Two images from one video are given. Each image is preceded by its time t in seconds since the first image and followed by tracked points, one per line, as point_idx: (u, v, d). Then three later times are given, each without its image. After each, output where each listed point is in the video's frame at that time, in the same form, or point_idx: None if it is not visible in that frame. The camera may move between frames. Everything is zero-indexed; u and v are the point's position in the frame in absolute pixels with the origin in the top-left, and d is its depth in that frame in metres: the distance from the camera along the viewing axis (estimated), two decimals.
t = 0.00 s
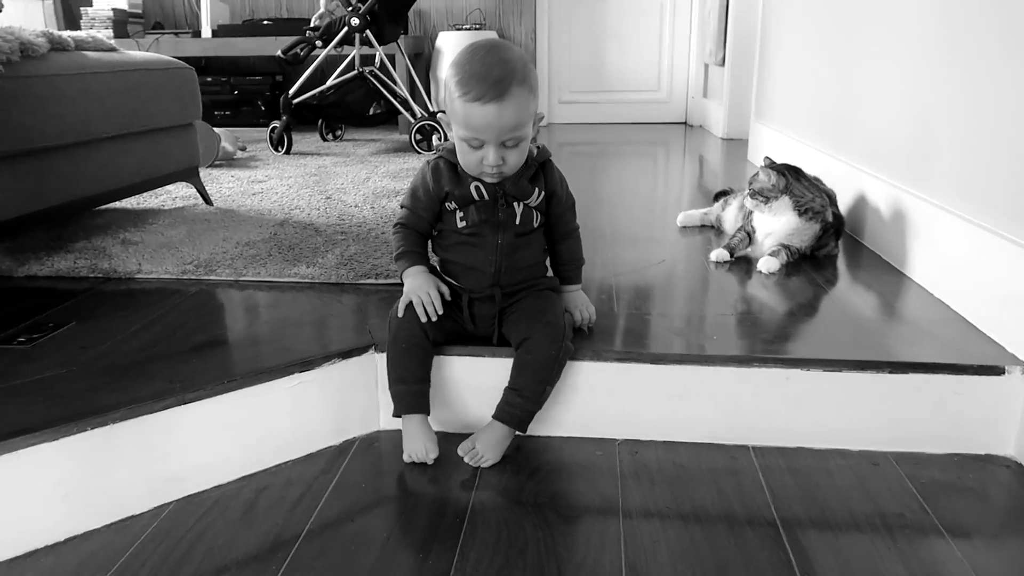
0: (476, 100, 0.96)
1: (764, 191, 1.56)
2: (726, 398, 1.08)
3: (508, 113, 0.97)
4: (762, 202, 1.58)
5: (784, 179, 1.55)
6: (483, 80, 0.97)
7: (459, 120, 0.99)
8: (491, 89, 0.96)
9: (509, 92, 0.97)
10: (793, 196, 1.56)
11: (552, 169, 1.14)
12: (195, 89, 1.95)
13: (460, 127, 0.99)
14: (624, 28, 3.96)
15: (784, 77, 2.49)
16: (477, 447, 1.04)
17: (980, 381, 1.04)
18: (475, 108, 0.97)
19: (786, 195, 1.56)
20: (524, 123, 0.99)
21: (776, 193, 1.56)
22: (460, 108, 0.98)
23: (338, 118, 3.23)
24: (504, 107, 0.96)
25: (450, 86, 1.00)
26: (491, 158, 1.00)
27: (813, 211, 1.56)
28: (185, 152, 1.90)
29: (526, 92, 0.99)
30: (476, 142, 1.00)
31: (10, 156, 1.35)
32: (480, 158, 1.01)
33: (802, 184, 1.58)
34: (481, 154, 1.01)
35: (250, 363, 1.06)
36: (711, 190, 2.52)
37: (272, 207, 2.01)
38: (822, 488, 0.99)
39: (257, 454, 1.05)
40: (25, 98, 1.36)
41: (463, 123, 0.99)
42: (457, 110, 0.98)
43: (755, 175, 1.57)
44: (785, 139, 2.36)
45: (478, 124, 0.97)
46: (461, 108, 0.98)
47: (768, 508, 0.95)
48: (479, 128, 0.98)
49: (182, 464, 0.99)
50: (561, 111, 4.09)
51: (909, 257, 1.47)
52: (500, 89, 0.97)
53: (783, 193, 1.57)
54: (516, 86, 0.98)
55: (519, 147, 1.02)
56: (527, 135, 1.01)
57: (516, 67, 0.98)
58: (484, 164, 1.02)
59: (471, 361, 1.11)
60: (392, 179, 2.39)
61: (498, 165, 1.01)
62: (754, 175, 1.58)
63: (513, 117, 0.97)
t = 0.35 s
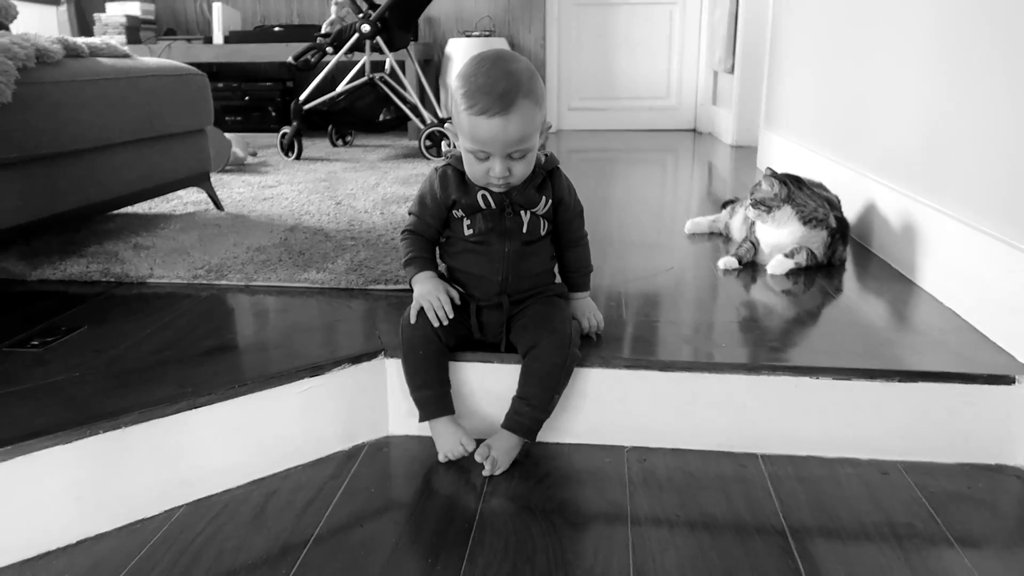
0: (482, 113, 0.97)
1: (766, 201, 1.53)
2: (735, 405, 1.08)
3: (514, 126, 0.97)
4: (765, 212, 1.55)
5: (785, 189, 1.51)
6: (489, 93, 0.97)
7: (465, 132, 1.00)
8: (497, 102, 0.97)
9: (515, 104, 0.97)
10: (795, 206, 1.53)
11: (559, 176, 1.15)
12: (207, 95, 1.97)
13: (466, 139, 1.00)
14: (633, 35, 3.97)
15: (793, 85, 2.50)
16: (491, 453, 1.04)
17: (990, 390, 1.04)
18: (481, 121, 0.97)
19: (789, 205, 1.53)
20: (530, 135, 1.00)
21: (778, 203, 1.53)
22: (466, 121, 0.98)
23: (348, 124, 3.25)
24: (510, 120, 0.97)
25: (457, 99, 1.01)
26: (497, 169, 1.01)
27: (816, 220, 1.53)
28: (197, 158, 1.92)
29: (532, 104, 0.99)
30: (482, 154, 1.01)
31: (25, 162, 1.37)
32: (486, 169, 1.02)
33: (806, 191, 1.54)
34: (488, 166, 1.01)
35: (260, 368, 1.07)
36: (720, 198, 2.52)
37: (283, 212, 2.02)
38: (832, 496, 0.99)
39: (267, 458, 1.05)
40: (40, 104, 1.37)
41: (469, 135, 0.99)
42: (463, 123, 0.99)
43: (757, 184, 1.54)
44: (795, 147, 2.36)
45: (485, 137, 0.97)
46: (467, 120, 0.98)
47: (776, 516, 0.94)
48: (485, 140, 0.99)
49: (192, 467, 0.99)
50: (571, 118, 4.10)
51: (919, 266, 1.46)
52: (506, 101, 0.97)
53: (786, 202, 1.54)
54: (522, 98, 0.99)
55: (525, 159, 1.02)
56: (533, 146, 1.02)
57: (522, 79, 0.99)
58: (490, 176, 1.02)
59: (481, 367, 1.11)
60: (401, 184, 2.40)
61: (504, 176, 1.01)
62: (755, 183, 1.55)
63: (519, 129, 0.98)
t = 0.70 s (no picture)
0: (498, 116, 0.97)
1: (779, 210, 1.50)
2: (746, 413, 1.08)
3: (529, 129, 0.98)
4: (777, 220, 1.52)
5: (801, 201, 1.48)
6: (504, 96, 0.97)
7: (480, 135, 1.00)
8: (512, 105, 0.97)
9: (531, 108, 0.97)
10: (807, 219, 1.50)
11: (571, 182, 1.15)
12: (221, 100, 1.98)
13: (481, 142, 1.00)
14: (644, 41, 3.97)
15: (805, 91, 2.49)
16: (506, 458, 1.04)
17: (1004, 400, 1.03)
18: (496, 124, 0.97)
19: (801, 216, 1.49)
20: (544, 139, 1.00)
21: (791, 214, 1.50)
22: (482, 124, 0.99)
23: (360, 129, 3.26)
24: (525, 123, 0.97)
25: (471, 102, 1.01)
26: (512, 172, 1.01)
27: (825, 238, 1.51)
28: (209, 162, 1.93)
29: (547, 108, 0.99)
30: (497, 157, 1.01)
31: (40, 166, 1.38)
32: (501, 173, 1.02)
33: (819, 205, 1.51)
34: (502, 169, 1.02)
35: (270, 373, 1.07)
36: (731, 203, 2.51)
37: (294, 216, 2.02)
38: (844, 505, 0.98)
39: (278, 463, 1.05)
40: (56, 109, 1.38)
41: (484, 138, 0.99)
42: (478, 125, 0.99)
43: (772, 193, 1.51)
44: (807, 152, 2.36)
45: (501, 139, 0.98)
46: (482, 123, 0.98)
47: (788, 525, 0.94)
48: (500, 143, 0.99)
49: (203, 471, 1.00)
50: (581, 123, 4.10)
51: (933, 274, 1.45)
52: (521, 105, 0.97)
53: (798, 213, 1.51)
54: (537, 101, 0.99)
55: (539, 162, 1.02)
56: (547, 150, 1.02)
57: (537, 82, 0.99)
58: (505, 179, 1.02)
59: (491, 373, 1.12)
60: (412, 190, 2.41)
61: (519, 179, 1.02)
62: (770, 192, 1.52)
63: (534, 133, 0.98)
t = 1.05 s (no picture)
0: (518, 98, 1.02)
1: (788, 216, 1.48)
2: (755, 420, 1.07)
3: (546, 108, 1.03)
4: (785, 226, 1.50)
5: (810, 206, 1.46)
6: (519, 81, 1.03)
7: (499, 122, 1.04)
8: (528, 88, 1.03)
9: (545, 89, 1.03)
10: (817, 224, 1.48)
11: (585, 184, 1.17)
12: (231, 104, 1.98)
13: (500, 128, 1.04)
14: (653, 46, 3.97)
15: (814, 97, 2.49)
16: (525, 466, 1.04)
17: (1016, 408, 1.02)
18: (515, 106, 1.02)
19: (811, 222, 1.47)
20: (560, 120, 1.05)
21: (801, 219, 1.48)
22: (501, 110, 1.03)
23: (368, 133, 3.27)
24: (544, 103, 1.03)
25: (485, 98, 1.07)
26: (533, 156, 1.05)
27: (831, 245, 1.50)
28: (219, 166, 1.93)
29: (560, 92, 1.05)
30: (517, 142, 1.05)
31: (52, 169, 1.38)
32: (522, 159, 1.05)
33: (830, 211, 1.49)
34: (523, 155, 1.05)
35: (279, 376, 1.07)
36: (739, 209, 2.51)
37: (302, 220, 2.03)
38: (854, 513, 0.97)
39: (286, 466, 1.06)
40: (69, 112, 1.39)
41: (504, 123, 1.04)
42: (496, 113, 1.04)
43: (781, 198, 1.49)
44: (816, 159, 2.35)
45: (521, 120, 1.02)
46: (502, 109, 1.03)
47: (797, 532, 0.94)
48: (520, 125, 1.03)
49: (212, 474, 1.00)
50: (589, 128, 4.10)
51: (944, 281, 1.44)
52: (535, 87, 1.03)
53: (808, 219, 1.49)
54: (548, 86, 1.05)
55: (557, 146, 1.07)
56: (563, 134, 1.07)
57: (546, 68, 1.05)
58: (526, 165, 1.06)
59: (499, 377, 1.11)
60: (420, 194, 2.42)
61: (540, 163, 1.05)
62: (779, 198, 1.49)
63: (551, 111, 1.03)
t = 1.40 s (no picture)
0: (528, 83, 1.09)
1: (802, 221, 1.46)
2: (767, 428, 1.06)
3: (556, 91, 1.09)
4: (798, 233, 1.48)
5: (824, 212, 1.45)
6: (528, 70, 1.11)
7: (511, 108, 1.10)
8: (537, 74, 1.10)
9: (553, 76, 1.10)
10: (830, 232, 1.46)
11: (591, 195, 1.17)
12: (240, 108, 1.98)
13: (513, 114, 1.10)
14: (660, 50, 3.97)
15: (823, 102, 2.48)
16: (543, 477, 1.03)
17: None
18: (526, 88, 1.09)
19: (824, 229, 1.46)
20: (569, 106, 1.11)
21: (814, 225, 1.46)
22: (513, 96, 1.09)
23: (375, 137, 3.27)
24: (553, 86, 1.09)
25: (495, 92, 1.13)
26: (545, 140, 1.09)
27: (844, 253, 1.49)
28: (228, 170, 1.93)
29: (567, 82, 1.12)
30: (529, 126, 1.10)
31: (61, 172, 1.38)
32: (534, 145, 1.10)
33: (843, 219, 1.48)
34: (535, 141, 1.10)
35: (288, 381, 1.07)
36: (747, 214, 2.50)
37: (310, 224, 2.03)
38: (867, 523, 0.96)
39: (294, 472, 1.05)
40: (79, 116, 1.39)
41: (516, 108, 1.09)
42: (507, 99, 1.09)
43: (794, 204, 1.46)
44: (825, 164, 2.34)
45: (532, 100, 1.08)
46: (513, 94, 1.09)
47: (811, 541, 0.93)
48: (532, 108, 1.09)
49: (221, 479, 1.00)
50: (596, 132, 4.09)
51: (956, 289, 1.43)
52: (544, 73, 1.10)
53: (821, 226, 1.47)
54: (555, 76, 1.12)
55: (567, 134, 1.12)
56: (572, 122, 1.12)
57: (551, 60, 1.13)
58: (538, 150, 1.10)
59: (509, 384, 1.11)
60: (427, 198, 2.41)
61: (552, 148, 1.10)
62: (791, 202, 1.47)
63: (561, 95, 1.09)
